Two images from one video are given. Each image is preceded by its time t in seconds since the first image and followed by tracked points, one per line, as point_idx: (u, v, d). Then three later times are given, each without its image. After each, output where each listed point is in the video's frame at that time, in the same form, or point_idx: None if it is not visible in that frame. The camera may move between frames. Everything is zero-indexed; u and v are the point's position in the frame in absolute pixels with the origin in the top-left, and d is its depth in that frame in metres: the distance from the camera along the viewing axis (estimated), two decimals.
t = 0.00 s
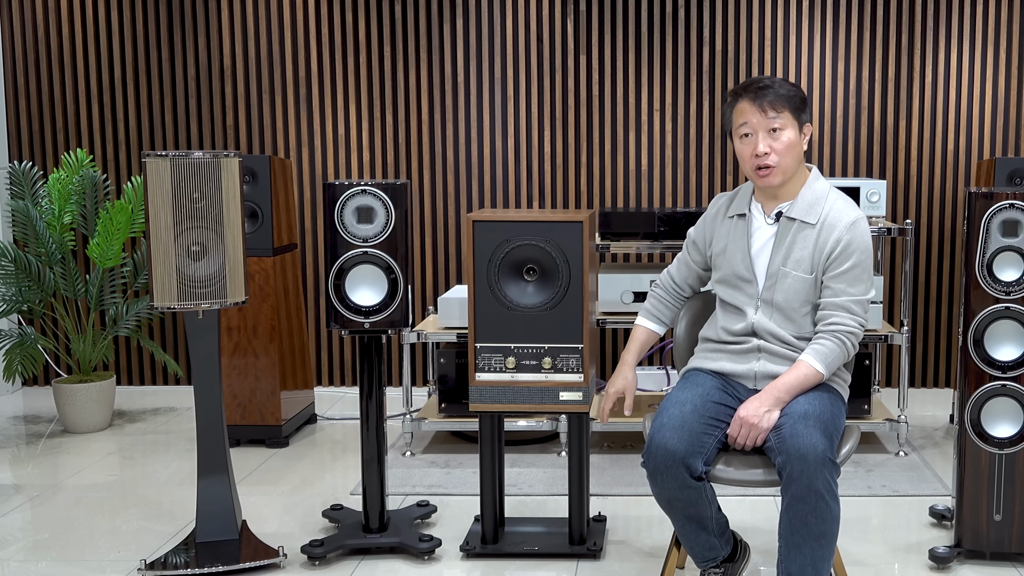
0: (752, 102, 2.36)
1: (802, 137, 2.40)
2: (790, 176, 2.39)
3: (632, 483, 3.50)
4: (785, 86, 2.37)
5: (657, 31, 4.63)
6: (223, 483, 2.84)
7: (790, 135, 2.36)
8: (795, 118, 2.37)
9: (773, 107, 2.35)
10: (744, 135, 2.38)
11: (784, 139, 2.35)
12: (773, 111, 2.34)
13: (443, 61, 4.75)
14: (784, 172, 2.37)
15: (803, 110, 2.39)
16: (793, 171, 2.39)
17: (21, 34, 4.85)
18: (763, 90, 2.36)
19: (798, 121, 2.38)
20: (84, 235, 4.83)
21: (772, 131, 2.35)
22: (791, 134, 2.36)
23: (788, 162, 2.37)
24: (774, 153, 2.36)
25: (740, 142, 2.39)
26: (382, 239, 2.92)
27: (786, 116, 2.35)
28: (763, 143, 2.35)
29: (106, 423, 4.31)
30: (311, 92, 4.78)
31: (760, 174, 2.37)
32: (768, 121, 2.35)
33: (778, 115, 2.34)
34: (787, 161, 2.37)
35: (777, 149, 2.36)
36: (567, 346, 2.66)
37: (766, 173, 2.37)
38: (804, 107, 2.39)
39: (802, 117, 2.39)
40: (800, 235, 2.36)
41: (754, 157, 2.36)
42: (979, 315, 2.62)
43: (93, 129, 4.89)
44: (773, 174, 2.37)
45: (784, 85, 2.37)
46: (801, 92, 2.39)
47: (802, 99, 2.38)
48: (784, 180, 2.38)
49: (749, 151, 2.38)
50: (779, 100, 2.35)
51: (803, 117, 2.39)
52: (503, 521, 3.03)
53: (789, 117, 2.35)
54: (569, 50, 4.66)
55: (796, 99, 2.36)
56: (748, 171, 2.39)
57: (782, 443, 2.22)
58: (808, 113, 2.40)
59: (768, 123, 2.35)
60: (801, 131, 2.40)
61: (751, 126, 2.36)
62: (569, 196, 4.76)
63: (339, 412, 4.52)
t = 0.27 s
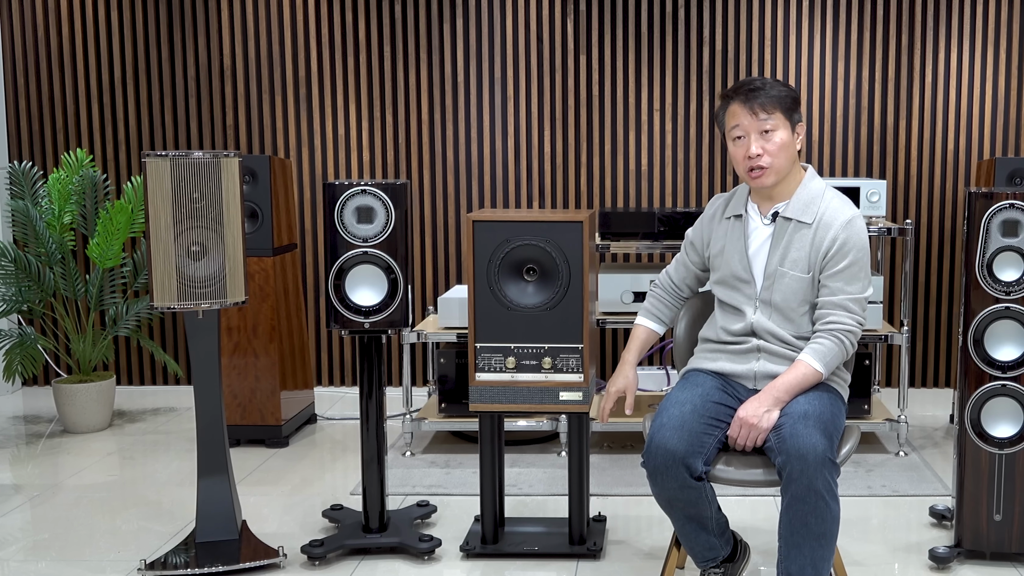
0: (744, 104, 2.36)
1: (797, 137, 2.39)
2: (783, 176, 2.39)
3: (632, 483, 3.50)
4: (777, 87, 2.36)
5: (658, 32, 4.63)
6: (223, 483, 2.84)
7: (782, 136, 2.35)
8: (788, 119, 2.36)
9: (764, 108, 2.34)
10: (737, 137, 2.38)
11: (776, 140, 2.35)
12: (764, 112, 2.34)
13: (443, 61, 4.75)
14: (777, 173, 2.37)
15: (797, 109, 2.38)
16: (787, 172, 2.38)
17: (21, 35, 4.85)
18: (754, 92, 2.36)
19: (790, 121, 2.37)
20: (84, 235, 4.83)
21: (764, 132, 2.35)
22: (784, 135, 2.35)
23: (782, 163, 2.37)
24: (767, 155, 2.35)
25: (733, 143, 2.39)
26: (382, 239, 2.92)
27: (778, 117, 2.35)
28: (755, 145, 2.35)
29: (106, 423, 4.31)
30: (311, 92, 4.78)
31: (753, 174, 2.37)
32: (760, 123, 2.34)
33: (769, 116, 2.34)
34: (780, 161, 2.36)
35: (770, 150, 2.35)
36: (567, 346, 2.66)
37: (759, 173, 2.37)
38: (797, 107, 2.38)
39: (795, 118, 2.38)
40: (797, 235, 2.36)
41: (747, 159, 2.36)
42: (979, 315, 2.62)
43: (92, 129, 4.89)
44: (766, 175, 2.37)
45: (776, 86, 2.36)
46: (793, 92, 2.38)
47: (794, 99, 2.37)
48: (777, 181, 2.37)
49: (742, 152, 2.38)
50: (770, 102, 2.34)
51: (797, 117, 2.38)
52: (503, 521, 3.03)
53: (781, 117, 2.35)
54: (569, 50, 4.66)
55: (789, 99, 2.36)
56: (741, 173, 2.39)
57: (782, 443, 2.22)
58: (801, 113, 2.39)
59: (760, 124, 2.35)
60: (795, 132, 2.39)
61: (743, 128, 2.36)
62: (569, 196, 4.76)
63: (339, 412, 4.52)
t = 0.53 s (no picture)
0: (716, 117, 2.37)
1: (773, 152, 2.35)
2: (755, 189, 2.38)
3: (632, 483, 3.50)
4: (751, 101, 2.32)
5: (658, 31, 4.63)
6: (223, 483, 2.85)
7: (747, 152, 2.33)
8: (756, 135, 2.32)
9: (731, 124, 2.33)
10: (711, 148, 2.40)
11: (741, 156, 2.34)
12: (730, 128, 2.34)
13: (443, 61, 4.75)
14: (746, 187, 2.37)
15: (773, 124, 2.32)
16: (757, 186, 2.37)
17: (21, 35, 4.85)
18: (725, 105, 2.35)
19: (761, 137, 2.32)
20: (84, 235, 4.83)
21: (731, 147, 2.35)
22: (750, 151, 2.33)
23: (748, 178, 2.36)
24: (732, 169, 2.36)
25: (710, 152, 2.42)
26: (382, 239, 2.92)
27: (742, 134, 2.33)
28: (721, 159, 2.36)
29: (106, 423, 4.31)
30: (311, 92, 4.78)
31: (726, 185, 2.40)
32: (726, 138, 2.35)
33: (733, 133, 2.34)
34: (746, 176, 2.36)
35: (735, 165, 2.36)
36: (567, 346, 2.66)
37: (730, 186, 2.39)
38: (771, 124, 2.32)
39: (769, 133, 2.33)
40: (798, 235, 2.35)
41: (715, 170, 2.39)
42: (979, 315, 2.62)
43: (92, 129, 4.89)
44: (734, 187, 2.39)
45: (752, 99, 2.32)
46: (770, 107, 2.31)
47: (760, 115, 2.32)
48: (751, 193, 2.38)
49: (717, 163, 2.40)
50: (736, 118, 2.33)
51: (772, 132, 2.33)
52: (503, 521, 3.03)
53: (747, 133, 2.32)
54: (569, 50, 4.66)
55: (761, 115, 2.31)
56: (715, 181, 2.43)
57: (782, 443, 2.22)
58: (776, 128, 2.33)
59: (726, 139, 2.35)
60: (772, 145, 2.34)
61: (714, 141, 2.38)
62: (569, 196, 4.76)
63: (339, 412, 4.52)
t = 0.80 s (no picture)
0: (706, 123, 2.38)
1: (762, 160, 2.34)
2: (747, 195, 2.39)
3: (632, 483, 3.50)
4: (738, 110, 2.32)
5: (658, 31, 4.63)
6: (223, 483, 2.85)
7: (734, 161, 2.34)
8: (742, 145, 2.33)
9: (718, 133, 2.35)
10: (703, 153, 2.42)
11: (729, 165, 2.35)
12: (717, 137, 2.35)
13: (443, 61, 4.75)
14: (737, 193, 2.38)
15: (757, 134, 2.32)
16: (748, 192, 2.38)
17: (21, 34, 4.85)
18: (713, 114, 2.36)
19: (747, 146, 2.32)
20: (84, 235, 4.83)
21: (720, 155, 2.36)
22: (738, 160, 2.34)
23: (737, 185, 2.37)
24: (722, 176, 2.38)
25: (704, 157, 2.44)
26: (382, 238, 2.92)
27: (729, 143, 2.33)
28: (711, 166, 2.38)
29: (106, 423, 4.31)
30: (311, 92, 4.78)
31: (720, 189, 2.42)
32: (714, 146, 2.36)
33: (720, 141, 2.35)
34: (736, 183, 2.37)
35: (724, 172, 2.37)
36: (567, 346, 2.66)
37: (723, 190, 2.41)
38: (757, 133, 2.31)
39: (756, 142, 2.32)
40: (797, 235, 2.35)
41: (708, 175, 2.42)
42: (979, 315, 2.62)
43: (92, 129, 4.89)
44: (727, 192, 2.41)
45: (738, 107, 2.32)
46: (756, 117, 2.30)
47: (743, 125, 2.31)
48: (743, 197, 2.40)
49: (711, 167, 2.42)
50: (722, 128, 2.33)
51: (759, 141, 2.32)
52: (503, 521, 3.03)
53: (733, 143, 2.33)
54: (569, 50, 4.66)
55: (747, 125, 2.31)
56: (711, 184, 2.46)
57: (782, 443, 2.22)
58: (763, 137, 2.32)
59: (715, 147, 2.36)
60: (759, 153, 2.34)
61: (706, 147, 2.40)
62: (569, 196, 4.76)
63: (339, 412, 4.52)
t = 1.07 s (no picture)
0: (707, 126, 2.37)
1: (763, 161, 2.34)
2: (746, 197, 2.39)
3: (632, 483, 3.50)
4: (739, 111, 2.32)
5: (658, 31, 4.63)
6: (223, 483, 2.85)
7: (735, 162, 2.34)
8: (742, 146, 2.33)
9: (719, 134, 2.34)
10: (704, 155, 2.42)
11: (729, 167, 2.35)
12: (718, 138, 2.35)
13: (443, 61, 4.75)
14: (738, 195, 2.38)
15: (757, 137, 2.32)
16: (749, 194, 2.38)
17: (21, 34, 4.85)
18: (713, 116, 2.35)
19: (748, 147, 2.32)
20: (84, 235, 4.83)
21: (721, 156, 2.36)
22: (739, 161, 2.34)
23: (737, 187, 2.37)
24: (722, 177, 2.38)
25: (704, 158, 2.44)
26: (382, 238, 2.92)
27: (730, 144, 2.33)
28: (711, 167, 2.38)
29: (106, 423, 4.31)
30: (311, 92, 4.78)
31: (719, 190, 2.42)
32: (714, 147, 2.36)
33: (721, 143, 2.34)
34: (736, 185, 2.36)
35: (724, 174, 2.37)
36: (567, 346, 2.66)
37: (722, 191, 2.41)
38: (758, 134, 2.31)
39: (757, 143, 2.32)
40: (797, 236, 2.36)
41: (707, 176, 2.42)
42: (979, 315, 2.62)
43: (92, 129, 4.89)
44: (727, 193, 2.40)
45: (739, 109, 2.32)
46: (758, 118, 2.30)
47: (744, 126, 2.31)
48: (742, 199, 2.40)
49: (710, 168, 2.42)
50: (723, 130, 2.34)
51: (760, 143, 2.32)
52: (503, 521, 3.03)
53: (734, 145, 2.33)
54: (569, 50, 4.66)
55: (748, 126, 2.31)
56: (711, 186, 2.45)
57: (782, 443, 2.22)
58: (763, 139, 2.32)
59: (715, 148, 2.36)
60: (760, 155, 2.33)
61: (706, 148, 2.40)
62: (569, 196, 4.76)
63: (339, 412, 4.52)
